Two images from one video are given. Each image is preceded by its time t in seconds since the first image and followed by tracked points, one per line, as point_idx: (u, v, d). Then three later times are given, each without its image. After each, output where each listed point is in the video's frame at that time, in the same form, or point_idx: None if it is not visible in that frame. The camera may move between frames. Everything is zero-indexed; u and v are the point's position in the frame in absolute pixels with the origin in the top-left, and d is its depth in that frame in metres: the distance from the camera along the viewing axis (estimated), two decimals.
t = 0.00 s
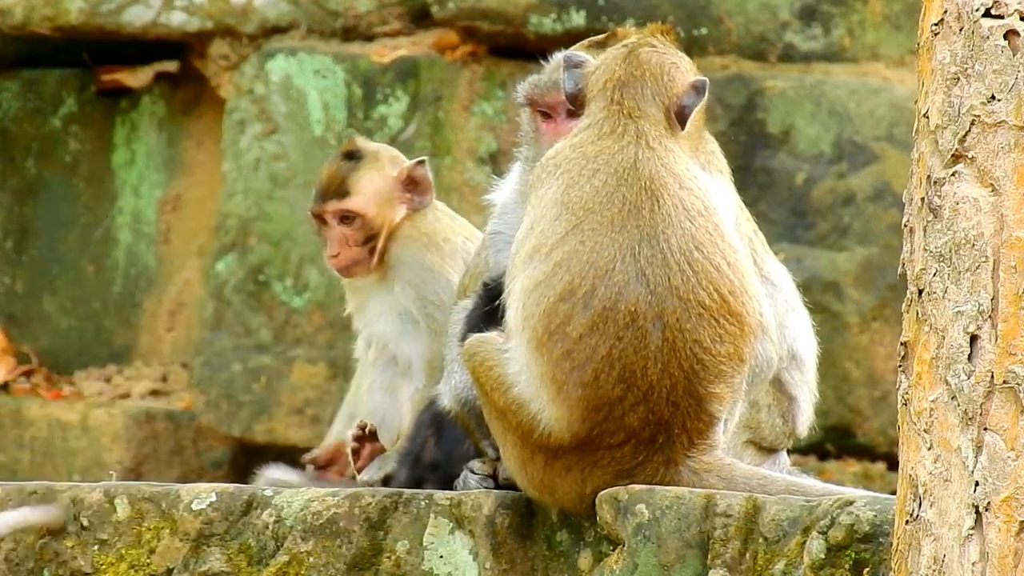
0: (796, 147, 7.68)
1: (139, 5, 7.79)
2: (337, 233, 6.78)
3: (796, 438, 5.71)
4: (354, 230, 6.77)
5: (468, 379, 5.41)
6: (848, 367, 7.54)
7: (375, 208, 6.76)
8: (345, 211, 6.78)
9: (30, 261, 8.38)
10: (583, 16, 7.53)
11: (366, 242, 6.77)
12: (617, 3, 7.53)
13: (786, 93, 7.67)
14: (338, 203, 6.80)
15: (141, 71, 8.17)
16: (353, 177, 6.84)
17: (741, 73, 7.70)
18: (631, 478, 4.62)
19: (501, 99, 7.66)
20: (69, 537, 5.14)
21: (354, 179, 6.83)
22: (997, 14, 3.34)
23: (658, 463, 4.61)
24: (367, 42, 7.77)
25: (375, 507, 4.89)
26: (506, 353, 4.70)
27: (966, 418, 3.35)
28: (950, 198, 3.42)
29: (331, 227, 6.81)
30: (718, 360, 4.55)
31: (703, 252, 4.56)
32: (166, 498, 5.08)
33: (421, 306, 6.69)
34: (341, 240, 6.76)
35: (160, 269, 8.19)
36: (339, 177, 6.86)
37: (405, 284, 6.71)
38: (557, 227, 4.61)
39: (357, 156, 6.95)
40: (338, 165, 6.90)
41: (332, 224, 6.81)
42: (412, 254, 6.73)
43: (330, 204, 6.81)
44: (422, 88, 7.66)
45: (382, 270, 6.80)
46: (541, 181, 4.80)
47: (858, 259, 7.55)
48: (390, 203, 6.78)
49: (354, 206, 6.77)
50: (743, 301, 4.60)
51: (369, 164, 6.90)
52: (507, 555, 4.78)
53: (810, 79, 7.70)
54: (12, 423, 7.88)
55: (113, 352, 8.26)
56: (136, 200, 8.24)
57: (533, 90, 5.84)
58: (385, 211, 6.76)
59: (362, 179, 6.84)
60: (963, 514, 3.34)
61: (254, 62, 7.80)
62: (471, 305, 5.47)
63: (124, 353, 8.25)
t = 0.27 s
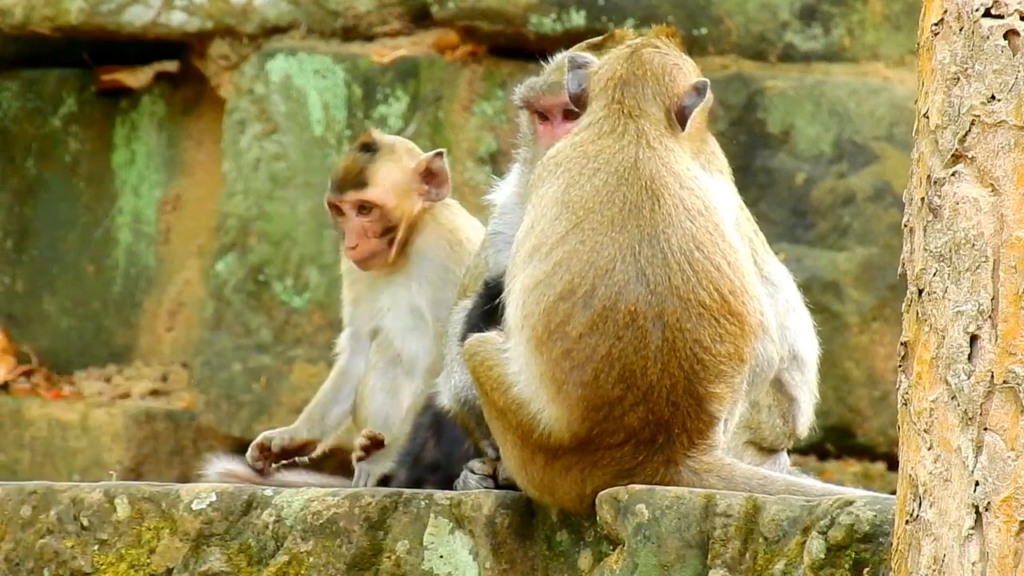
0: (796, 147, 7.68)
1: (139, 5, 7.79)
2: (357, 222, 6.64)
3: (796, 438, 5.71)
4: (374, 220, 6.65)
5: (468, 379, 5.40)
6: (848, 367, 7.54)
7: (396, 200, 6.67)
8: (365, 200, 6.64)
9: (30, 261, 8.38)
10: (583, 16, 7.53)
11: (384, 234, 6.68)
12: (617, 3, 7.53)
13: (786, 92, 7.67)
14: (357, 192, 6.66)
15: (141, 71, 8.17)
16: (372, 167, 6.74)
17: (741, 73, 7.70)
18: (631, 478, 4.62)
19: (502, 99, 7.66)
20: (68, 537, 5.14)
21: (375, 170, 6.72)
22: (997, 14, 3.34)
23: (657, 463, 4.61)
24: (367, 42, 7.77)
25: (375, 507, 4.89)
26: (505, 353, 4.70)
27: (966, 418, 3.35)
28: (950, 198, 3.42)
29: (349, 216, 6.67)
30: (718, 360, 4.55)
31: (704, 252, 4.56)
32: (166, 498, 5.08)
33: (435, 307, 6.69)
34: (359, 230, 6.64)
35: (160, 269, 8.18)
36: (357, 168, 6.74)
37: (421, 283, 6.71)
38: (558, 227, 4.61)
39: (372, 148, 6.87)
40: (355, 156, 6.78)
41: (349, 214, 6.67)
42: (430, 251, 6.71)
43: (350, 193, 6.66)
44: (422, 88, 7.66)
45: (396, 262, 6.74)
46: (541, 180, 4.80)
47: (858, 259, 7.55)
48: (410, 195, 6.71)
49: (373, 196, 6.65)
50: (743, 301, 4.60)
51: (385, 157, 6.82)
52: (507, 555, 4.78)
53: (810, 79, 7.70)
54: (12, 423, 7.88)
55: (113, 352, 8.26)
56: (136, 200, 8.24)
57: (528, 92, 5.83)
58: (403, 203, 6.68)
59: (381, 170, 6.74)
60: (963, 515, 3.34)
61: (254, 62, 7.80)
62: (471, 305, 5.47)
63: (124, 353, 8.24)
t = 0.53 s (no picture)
0: (796, 147, 7.68)
1: (139, 5, 7.79)
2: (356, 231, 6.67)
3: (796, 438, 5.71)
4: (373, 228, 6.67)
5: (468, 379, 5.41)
6: (848, 367, 7.54)
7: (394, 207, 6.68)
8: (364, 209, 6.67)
9: (30, 261, 8.38)
10: (583, 16, 7.53)
11: (384, 240, 6.69)
12: (617, 3, 7.53)
13: (786, 92, 7.67)
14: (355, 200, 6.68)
15: (141, 71, 8.17)
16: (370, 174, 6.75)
17: (741, 73, 7.70)
18: (631, 478, 4.62)
19: (502, 99, 7.66)
20: (68, 537, 5.14)
21: (372, 178, 6.73)
22: (997, 14, 3.34)
23: (658, 463, 4.61)
24: (367, 42, 7.77)
25: (375, 507, 4.89)
26: (505, 353, 4.70)
27: (966, 417, 3.35)
28: (950, 197, 3.42)
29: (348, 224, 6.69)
30: (718, 360, 4.56)
31: (704, 252, 4.56)
32: (166, 497, 5.08)
33: (439, 309, 6.69)
34: (359, 237, 6.66)
35: (160, 269, 8.18)
36: (355, 174, 6.74)
37: (427, 286, 6.71)
38: (558, 226, 4.61)
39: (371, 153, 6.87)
40: (354, 162, 6.79)
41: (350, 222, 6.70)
42: (434, 256, 6.71)
43: (348, 201, 6.69)
44: (422, 87, 7.66)
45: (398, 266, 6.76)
46: (541, 180, 4.80)
47: (858, 259, 7.55)
48: (408, 202, 6.72)
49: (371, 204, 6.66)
50: (743, 301, 4.60)
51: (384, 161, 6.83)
52: (507, 554, 4.78)
53: (810, 79, 7.70)
54: (12, 423, 7.88)
55: (113, 351, 8.26)
56: (136, 200, 8.24)
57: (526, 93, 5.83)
58: (402, 209, 6.69)
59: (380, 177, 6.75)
60: (963, 515, 3.34)
61: (254, 62, 7.80)
62: (471, 305, 5.47)
63: (124, 353, 8.24)
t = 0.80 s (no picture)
0: (796, 147, 7.67)
1: (139, 5, 7.79)
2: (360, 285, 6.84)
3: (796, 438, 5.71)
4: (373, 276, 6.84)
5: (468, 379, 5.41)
6: (848, 367, 7.54)
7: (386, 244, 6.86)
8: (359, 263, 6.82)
9: (30, 261, 8.39)
10: (583, 16, 7.52)
11: (388, 276, 6.86)
12: (617, 3, 7.53)
13: (786, 92, 7.67)
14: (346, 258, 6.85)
15: (141, 71, 8.17)
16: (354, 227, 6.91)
17: (741, 73, 7.69)
18: (631, 478, 4.62)
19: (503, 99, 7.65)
20: (68, 537, 5.14)
21: (359, 229, 6.90)
22: (997, 14, 3.34)
23: (658, 463, 4.61)
24: (367, 42, 7.77)
25: (375, 507, 4.89)
26: (505, 353, 4.71)
27: (966, 417, 3.35)
28: (950, 197, 3.42)
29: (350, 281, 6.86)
30: (718, 360, 4.56)
31: (704, 252, 4.56)
32: (166, 497, 5.08)
33: (443, 311, 6.86)
34: (367, 283, 6.83)
35: (160, 269, 8.18)
36: (341, 230, 6.91)
37: (431, 292, 6.88)
38: (558, 226, 4.61)
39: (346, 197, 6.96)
40: (331, 216, 6.93)
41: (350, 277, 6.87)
42: (436, 262, 6.88)
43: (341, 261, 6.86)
44: (422, 87, 7.66)
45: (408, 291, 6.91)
46: (541, 180, 4.80)
47: (858, 259, 7.55)
48: (396, 232, 6.87)
49: (366, 254, 6.82)
50: (743, 301, 4.60)
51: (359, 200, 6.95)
52: (507, 554, 4.78)
53: (810, 79, 7.70)
54: (12, 423, 7.88)
55: (113, 351, 8.26)
56: (136, 200, 8.24)
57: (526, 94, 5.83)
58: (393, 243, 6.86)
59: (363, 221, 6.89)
60: (963, 514, 3.34)
61: (254, 62, 7.80)
62: (471, 305, 5.47)
63: (124, 353, 8.24)
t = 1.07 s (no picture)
0: (796, 147, 7.67)
1: (139, 5, 7.78)
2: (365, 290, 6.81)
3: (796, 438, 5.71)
4: (376, 280, 6.80)
5: (467, 380, 5.41)
6: (848, 366, 7.54)
7: (388, 247, 6.81)
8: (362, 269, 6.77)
9: (30, 261, 8.39)
10: (583, 16, 7.53)
11: (392, 280, 6.82)
12: (617, 3, 7.54)
13: (786, 92, 7.67)
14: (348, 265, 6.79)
15: (141, 71, 8.17)
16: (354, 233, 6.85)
17: (741, 73, 7.69)
18: (631, 478, 4.62)
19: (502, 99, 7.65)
20: (68, 537, 5.14)
21: (359, 233, 6.84)
22: (997, 14, 3.34)
23: (658, 463, 4.61)
24: (367, 42, 7.76)
25: (375, 507, 4.88)
26: (506, 353, 4.71)
27: (966, 417, 3.35)
28: (950, 197, 3.42)
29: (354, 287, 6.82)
30: (718, 360, 4.56)
31: (704, 252, 4.56)
32: (166, 497, 5.07)
33: (444, 311, 6.83)
34: (371, 288, 6.81)
35: (160, 269, 8.18)
36: (342, 237, 6.86)
37: (432, 292, 6.85)
38: (558, 227, 4.61)
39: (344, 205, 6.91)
40: (329, 225, 6.88)
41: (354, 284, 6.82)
42: (437, 260, 6.84)
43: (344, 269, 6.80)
44: (422, 87, 7.66)
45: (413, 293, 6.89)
46: (540, 181, 4.80)
47: (858, 259, 7.55)
48: (396, 236, 6.82)
49: (368, 259, 6.76)
50: (743, 301, 4.60)
51: (358, 205, 6.91)
52: (507, 554, 4.78)
53: (810, 79, 7.70)
54: (12, 423, 7.86)
55: (113, 351, 8.26)
56: (136, 200, 8.24)
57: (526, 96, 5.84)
58: (394, 247, 6.81)
59: (363, 227, 6.84)
60: (963, 514, 3.34)
61: (254, 62, 7.80)
62: (471, 306, 5.48)
63: (124, 353, 8.24)
